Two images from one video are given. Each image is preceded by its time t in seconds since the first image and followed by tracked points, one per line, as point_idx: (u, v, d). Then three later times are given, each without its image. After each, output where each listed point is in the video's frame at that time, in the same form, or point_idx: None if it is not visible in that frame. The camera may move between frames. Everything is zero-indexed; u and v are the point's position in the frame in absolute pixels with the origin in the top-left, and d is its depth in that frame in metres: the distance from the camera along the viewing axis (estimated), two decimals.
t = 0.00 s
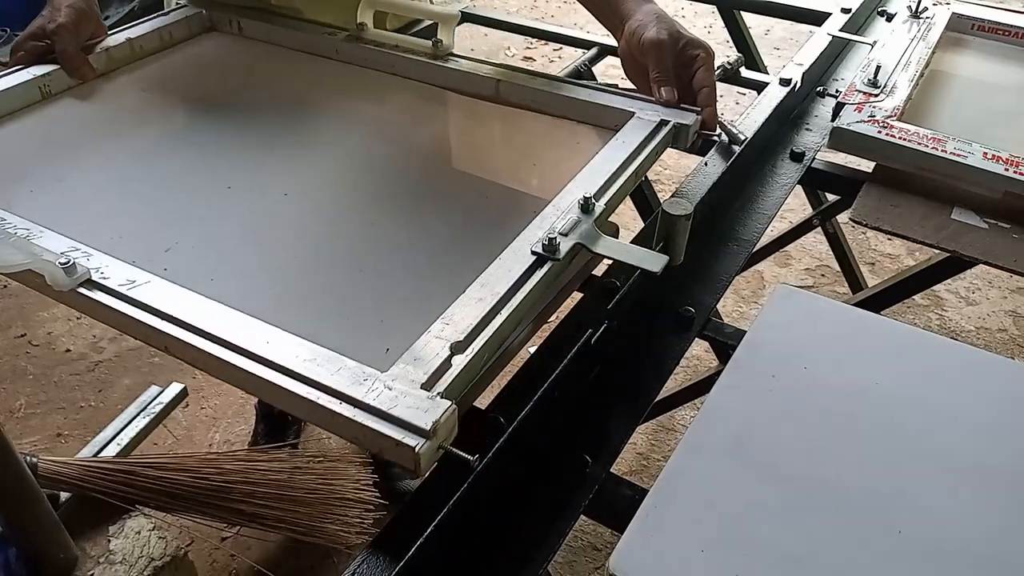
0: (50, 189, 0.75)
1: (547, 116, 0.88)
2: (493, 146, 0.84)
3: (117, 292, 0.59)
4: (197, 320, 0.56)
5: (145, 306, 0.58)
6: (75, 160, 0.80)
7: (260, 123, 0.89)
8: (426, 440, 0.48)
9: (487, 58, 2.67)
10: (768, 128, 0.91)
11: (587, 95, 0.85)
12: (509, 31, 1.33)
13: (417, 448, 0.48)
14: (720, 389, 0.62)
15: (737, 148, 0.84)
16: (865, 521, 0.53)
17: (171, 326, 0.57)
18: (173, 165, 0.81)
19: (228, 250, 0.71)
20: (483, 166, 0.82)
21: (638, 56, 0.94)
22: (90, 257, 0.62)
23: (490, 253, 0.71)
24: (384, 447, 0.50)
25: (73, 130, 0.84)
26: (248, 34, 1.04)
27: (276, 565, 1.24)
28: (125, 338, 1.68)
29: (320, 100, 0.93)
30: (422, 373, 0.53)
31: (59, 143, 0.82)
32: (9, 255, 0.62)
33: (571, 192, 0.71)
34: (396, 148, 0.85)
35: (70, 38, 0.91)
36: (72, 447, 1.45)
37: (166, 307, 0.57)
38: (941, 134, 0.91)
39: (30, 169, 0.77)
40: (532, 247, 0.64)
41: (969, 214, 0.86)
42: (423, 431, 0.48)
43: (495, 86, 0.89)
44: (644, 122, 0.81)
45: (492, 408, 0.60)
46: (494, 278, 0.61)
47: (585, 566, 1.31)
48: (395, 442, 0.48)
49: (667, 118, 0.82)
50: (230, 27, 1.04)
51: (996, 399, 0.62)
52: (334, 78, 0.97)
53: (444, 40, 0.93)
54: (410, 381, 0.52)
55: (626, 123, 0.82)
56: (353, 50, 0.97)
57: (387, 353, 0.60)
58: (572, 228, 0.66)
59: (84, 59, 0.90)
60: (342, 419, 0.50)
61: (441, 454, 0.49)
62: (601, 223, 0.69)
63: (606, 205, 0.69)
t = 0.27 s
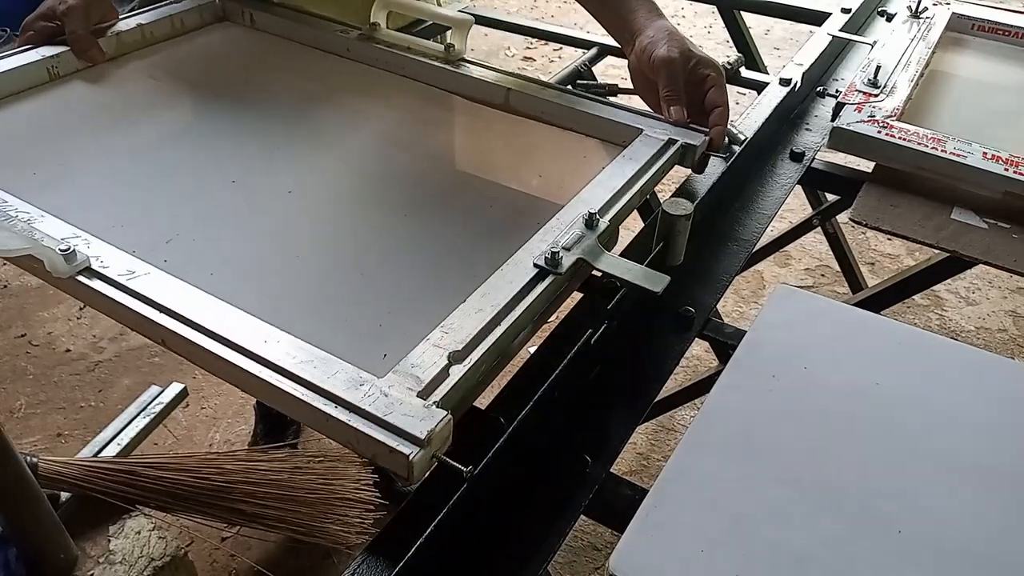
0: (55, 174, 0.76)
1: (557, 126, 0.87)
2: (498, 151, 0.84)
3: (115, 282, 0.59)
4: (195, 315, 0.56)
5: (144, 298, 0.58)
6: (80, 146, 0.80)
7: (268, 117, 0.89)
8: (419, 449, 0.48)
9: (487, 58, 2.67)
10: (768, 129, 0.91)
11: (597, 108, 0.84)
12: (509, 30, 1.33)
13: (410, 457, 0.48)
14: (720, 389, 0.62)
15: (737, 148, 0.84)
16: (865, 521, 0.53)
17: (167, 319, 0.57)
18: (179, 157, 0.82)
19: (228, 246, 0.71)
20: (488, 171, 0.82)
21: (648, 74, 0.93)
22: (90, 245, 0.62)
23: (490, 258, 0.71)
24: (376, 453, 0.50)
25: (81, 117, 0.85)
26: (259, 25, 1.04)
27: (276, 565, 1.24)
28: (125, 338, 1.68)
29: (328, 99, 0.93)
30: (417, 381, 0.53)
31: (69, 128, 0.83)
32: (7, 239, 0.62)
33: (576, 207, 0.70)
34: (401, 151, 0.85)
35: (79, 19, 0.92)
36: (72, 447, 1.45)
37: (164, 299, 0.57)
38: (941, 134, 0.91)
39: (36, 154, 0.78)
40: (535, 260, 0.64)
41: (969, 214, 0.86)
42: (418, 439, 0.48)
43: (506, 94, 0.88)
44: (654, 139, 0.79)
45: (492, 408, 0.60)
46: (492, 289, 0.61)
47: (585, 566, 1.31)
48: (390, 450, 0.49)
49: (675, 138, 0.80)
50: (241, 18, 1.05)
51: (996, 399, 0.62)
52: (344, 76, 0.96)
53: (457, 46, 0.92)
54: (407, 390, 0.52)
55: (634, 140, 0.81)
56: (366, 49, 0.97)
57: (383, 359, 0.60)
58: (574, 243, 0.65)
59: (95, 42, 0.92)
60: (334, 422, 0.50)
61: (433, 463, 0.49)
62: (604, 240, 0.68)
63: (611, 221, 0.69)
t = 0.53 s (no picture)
0: (64, 155, 0.76)
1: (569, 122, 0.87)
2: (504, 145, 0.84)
3: (119, 258, 0.59)
4: (196, 292, 0.57)
5: (145, 272, 0.58)
6: (90, 132, 0.81)
7: (280, 109, 0.89)
8: (413, 421, 0.48)
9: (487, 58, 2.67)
10: (768, 128, 0.91)
11: (610, 105, 0.85)
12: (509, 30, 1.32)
13: (404, 429, 0.47)
14: (721, 389, 0.62)
15: (738, 149, 0.84)
16: (867, 522, 0.53)
17: (169, 295, 0.57)
18: (188, 143, 0.82)
19: (229, 230, 0.71)
20: (496, 164, 0.81)
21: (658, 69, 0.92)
22: (97, 223, 0.62)
23: (490, 250, 0.71)
24: (369, 428, 0.49)
25: (96, 104, 0.86)
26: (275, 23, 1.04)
27: (275, 566, 1.24)
28: (125, 338, 1.67)
29: (340, 94, 0.92)
30: (415, 357, 0.52)
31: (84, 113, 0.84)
32: (12, 212, 0.62)
33: (583, 195, 0.70)
34: (407, 144, 0.84)
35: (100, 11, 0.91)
36: (72, 447, 1.45)
37: (168, 276, 0.58)
38: (943, 133, 0.91)
39: (49, 137, 0.78)
40: (539, 245, 0.63)
41: (971, 214, 0.86)
42: (411, 411, 0.48)
43: (517, 90, 0.89)
44: (665, 133, 0.79)
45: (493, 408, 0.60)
46: (494, 275, 0.60)
47: (585, 567, 1.31)
48: (382, 422, 0.48)
49: (686, 133, 0.80)
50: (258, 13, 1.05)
51: (998, 399, 0.61)
52: (358, 72, 0.96)
53: (470, 42, 0.93)
54: (401, 364, 0.51)
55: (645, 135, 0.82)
56: (382, 46, 0.97)
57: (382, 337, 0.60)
58: (579, 229, 0.65)
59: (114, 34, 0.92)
60: (332, 396, 0.50)
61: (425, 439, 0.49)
62: (610, 229, 0.67)
63: (617, 210, 0.68)
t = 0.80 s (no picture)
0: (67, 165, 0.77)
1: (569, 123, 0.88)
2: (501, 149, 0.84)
3: (115, 273, 0.59)
4: (186, 303, 0.56)
5: (136, 285, 0.58)
6: (94, 142, 0.81)
7: (280, 116, 0.89)
8: (386, 431, 0.48)
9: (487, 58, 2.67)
10: (767, 129, 0.92)
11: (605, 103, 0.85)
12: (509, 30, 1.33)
13: (375, 439, 0.47)
14: (720, 389, 0.63)
15: (737, 149, 0.84)
16: (865, 521, 0.53)
17: (159, 307, 0.57)
18: (184, 151, 0.82)
19: (224, 239, 0.71)
20: (494, 167, 0.82)
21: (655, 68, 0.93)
22: (95, 238, 0.62)
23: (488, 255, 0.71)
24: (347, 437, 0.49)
25: (96, 115, 0.86)
26: (280, 28, 1.05)
27: (276, 565, 1.24)
28: (125, 338, 1.68)
29: (340, 99, 0.93)
30: (393, 366, 0.52)
31: (84, 123, 0.84)
32: (13, 230, 0.62)
33: (571, 197, 0.70)
34: (405, 150, 0.85)
35: (108, 25, 0.92)
36: (72, 447, 1.45)
37: (157, 288, 0.58)
38: (941, 134, 0.91)
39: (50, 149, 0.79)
40: (520, 250, 0.63)
41: (969, 214, 0.86)
42: (383, 421, 0.48)
43: (514, 91, 0.89)
44: (657, 133, 0.79)
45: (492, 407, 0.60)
46: (478, 279, 0.60)
47: (585, 566, 1.31)
48: (357, 432, 0.48)
49: (680, 131, 0.80)
50: (263, 19, 1.06)
51: (996, 399, 0.62)
52: (358, 77, 0.97)
53: (468, 44, 0.93)
54: (379, 374, 0.51)
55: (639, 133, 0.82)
56: (383, 50, 0.97)
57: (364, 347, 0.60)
58: (563, 234, 0.65)
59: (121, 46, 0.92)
60: (310, 408, 0.50)
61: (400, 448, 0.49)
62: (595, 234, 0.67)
63: (603, 214, 0.68)
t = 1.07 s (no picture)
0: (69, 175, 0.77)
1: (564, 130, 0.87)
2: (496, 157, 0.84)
3: (118, 277, 0.59)
4: (185, 306, 0.56)
5: (135, 286, 0.58)
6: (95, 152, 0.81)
7: (278, 125, 0.89)
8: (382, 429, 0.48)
9: (487, 58, 2.67)
10: (767, 129, 0.92)
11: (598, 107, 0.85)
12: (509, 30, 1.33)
13: (372, 437, 0.47)
14: (720, 388, 0.63)
15: (737, 149, 0.84)
16: (867, 521, 0.53)
17: (158, 309, 0.57)
18: (183, 159, 0.82)
19: (223, 244, 0.71)
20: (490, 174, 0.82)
21: (649, 71, 0.93)
22: (99, 243, 0.62)
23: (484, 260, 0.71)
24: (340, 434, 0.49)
25: (99, 124, 0.86)
26: (281, 37, 1.05)
27: (276, 565, 1.24)
28: (125, 338, 1.68)
29: (337, 107, 0.93)
30: (387, 366, 0.52)
31: (85, 133, 0.84)
32: (18, 235, 0.62)
33: (564, 200, 0.69)
34: (402, 156, 0.85)
35: (112, 37, 0.92)
36: (73, 447, 1.45)
37: (157, 290, 0.58)
38: (941, 134, 0.91)
39: (52, 159, 0.79)
40: (513, 252, 0.63)
41: (969, 214, 0.86)
42: (380, 419, 0.48)
43: (509, 97, 0.89)
44: (649, 136, 0.79)
45: (491, 407, 0.60)
46: (472, 280, 0.60)
47: (585, 566, 1.31)
48: (353, 429, 0.48)
49: (672, 133, 0.80)
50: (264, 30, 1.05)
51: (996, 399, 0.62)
52: (355, 84, 0.97)
53: (465, 51, 0.93)
54: (375, 374, 0.51)
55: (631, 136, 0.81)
56: (380, 59, 0.96)
57: (360, 346, 0.61)
58: (555, 236, 0.65)
59: (125, 57, 0.92)
60: (307, 407, 0.50)
61: (394, 446, 0.49)
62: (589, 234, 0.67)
63: (596, 215, 0.68)
